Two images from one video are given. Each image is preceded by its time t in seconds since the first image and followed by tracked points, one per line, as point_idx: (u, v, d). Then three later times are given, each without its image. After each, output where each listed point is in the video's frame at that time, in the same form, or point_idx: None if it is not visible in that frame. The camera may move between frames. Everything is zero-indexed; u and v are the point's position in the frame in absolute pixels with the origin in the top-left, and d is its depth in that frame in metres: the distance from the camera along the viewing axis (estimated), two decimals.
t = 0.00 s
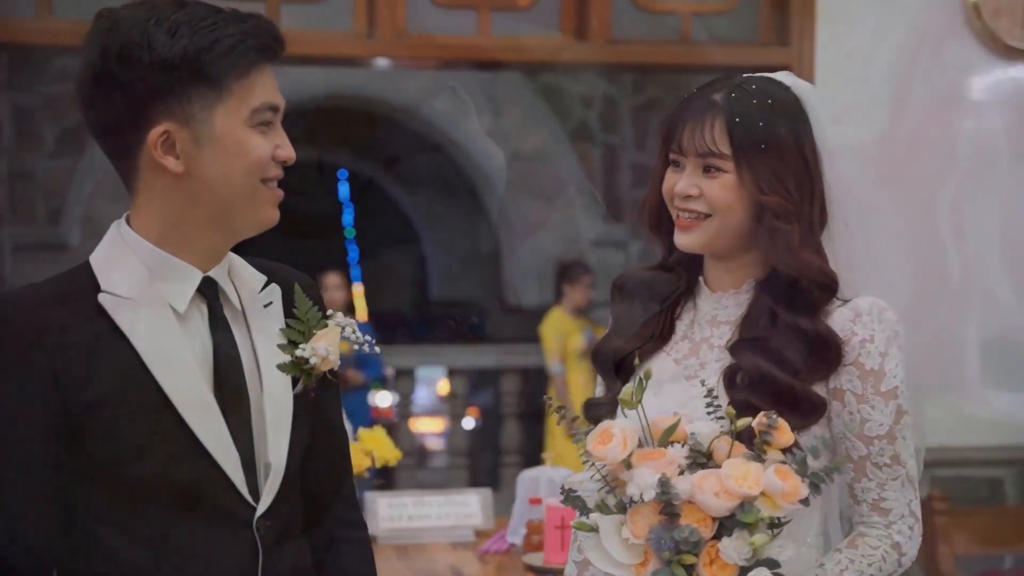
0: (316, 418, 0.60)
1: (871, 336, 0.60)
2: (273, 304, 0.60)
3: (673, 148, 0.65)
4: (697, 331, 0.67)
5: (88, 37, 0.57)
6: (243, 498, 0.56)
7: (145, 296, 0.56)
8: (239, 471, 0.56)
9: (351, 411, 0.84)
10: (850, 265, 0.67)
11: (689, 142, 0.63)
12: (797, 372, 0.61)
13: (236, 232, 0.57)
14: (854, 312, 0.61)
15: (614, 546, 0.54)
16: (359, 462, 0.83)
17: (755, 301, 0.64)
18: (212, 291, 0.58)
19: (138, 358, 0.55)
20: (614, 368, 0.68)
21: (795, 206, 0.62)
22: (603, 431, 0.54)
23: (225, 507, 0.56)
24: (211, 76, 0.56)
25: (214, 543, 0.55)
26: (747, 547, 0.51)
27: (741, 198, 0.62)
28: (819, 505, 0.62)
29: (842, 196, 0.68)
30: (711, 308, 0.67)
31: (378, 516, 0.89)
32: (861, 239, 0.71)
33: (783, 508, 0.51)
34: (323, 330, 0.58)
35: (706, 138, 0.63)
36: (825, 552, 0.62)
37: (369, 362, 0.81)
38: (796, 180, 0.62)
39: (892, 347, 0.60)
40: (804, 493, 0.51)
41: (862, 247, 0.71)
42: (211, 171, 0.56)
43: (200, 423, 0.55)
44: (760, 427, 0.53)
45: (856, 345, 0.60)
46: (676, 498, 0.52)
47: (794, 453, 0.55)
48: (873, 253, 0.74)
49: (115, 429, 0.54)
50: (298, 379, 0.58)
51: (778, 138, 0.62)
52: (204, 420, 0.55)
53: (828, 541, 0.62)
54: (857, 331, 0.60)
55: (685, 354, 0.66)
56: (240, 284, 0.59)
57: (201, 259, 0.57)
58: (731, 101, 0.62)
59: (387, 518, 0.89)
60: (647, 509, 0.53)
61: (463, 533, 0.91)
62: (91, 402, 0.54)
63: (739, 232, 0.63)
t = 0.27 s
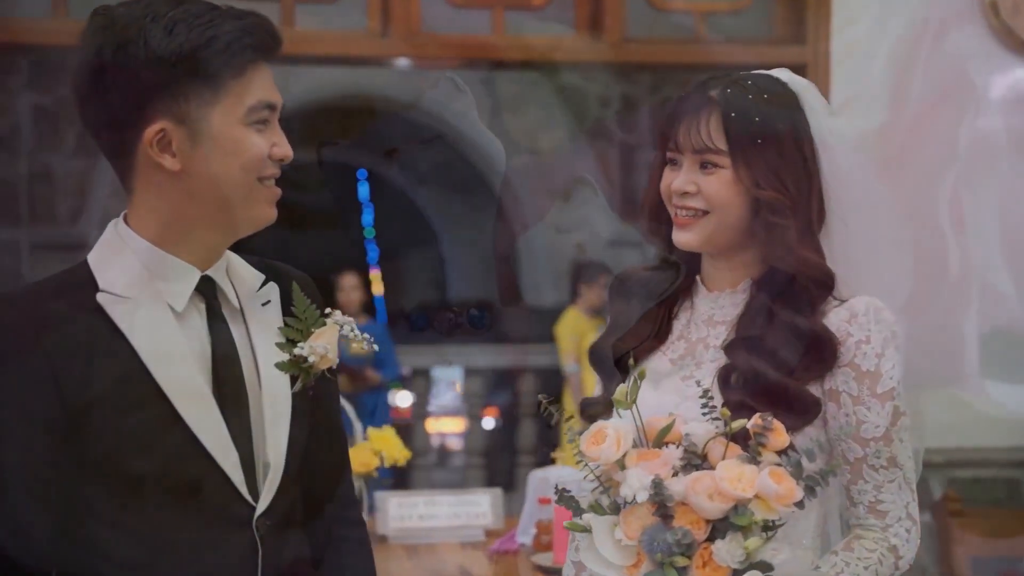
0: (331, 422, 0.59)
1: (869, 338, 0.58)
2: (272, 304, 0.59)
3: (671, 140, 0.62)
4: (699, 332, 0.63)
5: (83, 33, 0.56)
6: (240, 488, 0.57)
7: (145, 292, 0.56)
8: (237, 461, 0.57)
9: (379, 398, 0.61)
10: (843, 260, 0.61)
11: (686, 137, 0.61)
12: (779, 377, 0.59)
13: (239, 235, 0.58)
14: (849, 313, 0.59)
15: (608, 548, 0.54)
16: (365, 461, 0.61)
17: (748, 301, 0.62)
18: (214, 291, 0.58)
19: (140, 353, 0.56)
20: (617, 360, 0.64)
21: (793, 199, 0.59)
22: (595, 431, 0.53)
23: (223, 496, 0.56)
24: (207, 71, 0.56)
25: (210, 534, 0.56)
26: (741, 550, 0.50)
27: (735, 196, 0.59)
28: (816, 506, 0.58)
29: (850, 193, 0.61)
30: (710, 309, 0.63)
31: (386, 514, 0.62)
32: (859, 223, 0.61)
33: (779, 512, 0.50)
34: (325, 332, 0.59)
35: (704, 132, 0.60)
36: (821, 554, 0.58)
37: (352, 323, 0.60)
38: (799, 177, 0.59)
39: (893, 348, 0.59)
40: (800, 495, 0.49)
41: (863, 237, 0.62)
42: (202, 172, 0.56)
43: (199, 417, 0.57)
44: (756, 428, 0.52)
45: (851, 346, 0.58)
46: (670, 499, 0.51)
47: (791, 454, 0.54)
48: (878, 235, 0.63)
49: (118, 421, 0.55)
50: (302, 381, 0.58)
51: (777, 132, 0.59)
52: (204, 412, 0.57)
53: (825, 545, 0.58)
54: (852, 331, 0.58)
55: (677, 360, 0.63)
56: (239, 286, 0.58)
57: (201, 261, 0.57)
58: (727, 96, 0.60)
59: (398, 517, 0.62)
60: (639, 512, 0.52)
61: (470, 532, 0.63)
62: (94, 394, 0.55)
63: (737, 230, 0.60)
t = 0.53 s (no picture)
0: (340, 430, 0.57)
1: (863, 338, 0.57)
2: (272, 304, 0.56)
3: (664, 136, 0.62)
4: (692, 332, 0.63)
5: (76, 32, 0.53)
6: (243, 485, 0.54)
7: (144, 282, 0.54)
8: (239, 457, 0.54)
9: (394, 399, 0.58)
10: (840, 251, 0.60)
11: (681, 134, 0.61)
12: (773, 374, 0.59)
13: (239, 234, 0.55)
14: (844, 312, 0.58)
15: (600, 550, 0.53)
16: (374, 461, 0.57)
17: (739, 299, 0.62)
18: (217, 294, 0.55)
19: (136, 342, 0.53)
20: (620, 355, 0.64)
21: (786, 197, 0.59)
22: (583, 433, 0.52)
23: (224, 494, 0.54)
24: (205, 71, 0.53)
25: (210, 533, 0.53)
26: (732, 553, 0.50)
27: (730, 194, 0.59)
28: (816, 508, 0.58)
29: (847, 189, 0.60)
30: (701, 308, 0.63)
31: (397, 514, 0.58)
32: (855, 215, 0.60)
33: (771, 514, 0.49)
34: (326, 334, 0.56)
35: (698, 130, 0.60)
36: (818, 555, 0.58)
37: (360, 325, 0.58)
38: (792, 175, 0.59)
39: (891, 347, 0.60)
40: (792, 497, 0.49)
41: (864, 229, 0.61)
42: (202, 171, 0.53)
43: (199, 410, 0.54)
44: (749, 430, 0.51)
45: (845, 347, 0.57)
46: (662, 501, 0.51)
47: (785, 455, 0.54)
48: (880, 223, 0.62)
49: (117, 413, 0.52)
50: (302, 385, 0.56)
51: (769, 130, 0.58)
52: (205, 405, 0.54)
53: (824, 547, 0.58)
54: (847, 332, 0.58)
55: (673, 362, 0.63)
56: (241, 289, 0.55)
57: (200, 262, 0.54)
58: (721, 94, 0.60)
59: (409, 517, 0.58)
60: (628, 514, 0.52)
61: (480, 533, 0.60)
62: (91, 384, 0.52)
63: (732, 227, 0.60)
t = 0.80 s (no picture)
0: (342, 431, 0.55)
1: (861, 337, 0.56)
2: (274, 304, 0.54)
3: (667, 133, 0.59)
4: (693, 328, 0.61)
5: (80, 32, 0.52)
6: (243, 477, 0.53)
7: (146, 273, 0.53)
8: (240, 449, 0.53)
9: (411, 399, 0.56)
10: (840, 252, 0.58)
11: (675, 130, 0.59)
12: (771, 374, 0.57)
13: (241, 233, 0.54)
14: (840, 312, 0.57)
15: (590, 552, 0.52)
16: (385, 461, 0.55)
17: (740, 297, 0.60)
18: (213, 294, 0.53)
19: (136, 333, 0.52)
20: (619, 350, 0.61)
21: (778, 190, 0.57)
22: (578, 434, 0.52)
23: (224, 487, 0.52)
24: (205, 71, 0.52)
25: (210, 528, 0.52)
26: (722, 555, 0.50)
27: (726, 189, 0.58)
28: (814, 504, 0.57)
29: (847, 185, 0.58)
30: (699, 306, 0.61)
31: (410, 514, 0.56)
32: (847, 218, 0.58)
33: (762, 516, 0.50)
34: (330, 335, 0.55)
35: (692, 126, 0.58)
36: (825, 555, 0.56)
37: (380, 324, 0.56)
38: (789, 169, 0.57)
39: (892, 345, 0.58)
40: (783, 499, 0.50)
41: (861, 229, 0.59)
42: (201, 169, 0.52)
43: (200, 402, 0.52)
44: (741, 429, 0.53)
45: (842, 347, 0.56)
46: (653, 501, 0.51)
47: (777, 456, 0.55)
48: (875, 221, 0.60)
49: (118, 404, 0.51)
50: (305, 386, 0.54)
51: (763, 123, 0.57)
52: (206, 396, 0.53)
53: (821, 546, 0.57)
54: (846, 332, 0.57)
55: (672, 357, 0.61)
56: (244, 290, 0.54)
57: (201, 264, 0.53)
58: (718, 92, 0.58)
59: (423, 517, 0.56)
60: (616, 515, 0.51)
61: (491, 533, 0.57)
62: (93, 374, 0.51)
63: (732, 222, 0.59)
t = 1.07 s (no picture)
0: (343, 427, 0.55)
1: (858, 336, 0.57)
2: (278, 302, 0.55)
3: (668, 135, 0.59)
4: (694, 321, 0.62)
5: (83, 28, 0.53)
6: (245, 468, 0.53)
7: (148, 265, 0.53)
8: (242, 440, 0.53)
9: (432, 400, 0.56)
10: (840, 247, 0.58)
11: (671, 129, 0.59)
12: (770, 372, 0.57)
13: (243, 231, 0.54)
14: (838, 310, 0.57)
15: (582, 551, 0.53)
16: (399, 460, 0.55)
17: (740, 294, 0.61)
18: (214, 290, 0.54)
19: (138, 324, 0.52)
20: (618, 338, 0.61)
21: (772, 190, 0.58)
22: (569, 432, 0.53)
23: (225, 479, 0.53)
24: (203, 68, 0.51)
25: (211, 519, 0.52)
26: (714, 554, 0.52)
27: (723, 187, 0.58)
28: (814, 498, 0.57)
29: (847, 179, 0.58)
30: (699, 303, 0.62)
31: (423, 514, 0.55)
32: (837, 210, 0.58)
33: (752, 514, 0.52)
34: (334, 330, 0.55)
35: (689, 123, 0.58)
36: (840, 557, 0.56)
37: (400, 322, 0.56)
38: (785, 165, 0.58)
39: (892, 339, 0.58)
40: (777, 498, 0.52)
41: (862, 223, 0.59)
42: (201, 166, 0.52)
43: (201, 394, 0.52)
44: (734, 427, 0.55)
45: (839, 346, 0.57)
46: (644, 501, 0.52)
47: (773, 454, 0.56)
48: (876, 215, 0.59)
49: (117, 395, 0.51)
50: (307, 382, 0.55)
51: (758, 118, 0.57)
52: (207, 387, 0.53)
53: (821, 541, 0.57)
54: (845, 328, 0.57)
55: (676, 344, 0.62)
56: (246, 286, 0.54)
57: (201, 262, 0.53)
58: (713, 87, 0.58)
59: (436, 517, 0.55)
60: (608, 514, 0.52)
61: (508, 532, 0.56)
62: (93, 364, 0.51)
63: (729, 222, 0.59)
